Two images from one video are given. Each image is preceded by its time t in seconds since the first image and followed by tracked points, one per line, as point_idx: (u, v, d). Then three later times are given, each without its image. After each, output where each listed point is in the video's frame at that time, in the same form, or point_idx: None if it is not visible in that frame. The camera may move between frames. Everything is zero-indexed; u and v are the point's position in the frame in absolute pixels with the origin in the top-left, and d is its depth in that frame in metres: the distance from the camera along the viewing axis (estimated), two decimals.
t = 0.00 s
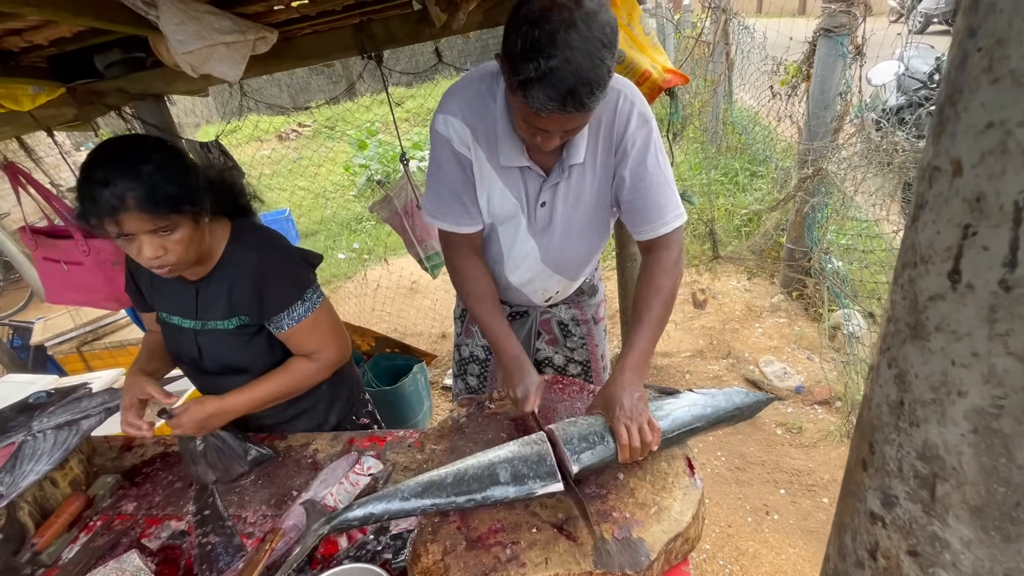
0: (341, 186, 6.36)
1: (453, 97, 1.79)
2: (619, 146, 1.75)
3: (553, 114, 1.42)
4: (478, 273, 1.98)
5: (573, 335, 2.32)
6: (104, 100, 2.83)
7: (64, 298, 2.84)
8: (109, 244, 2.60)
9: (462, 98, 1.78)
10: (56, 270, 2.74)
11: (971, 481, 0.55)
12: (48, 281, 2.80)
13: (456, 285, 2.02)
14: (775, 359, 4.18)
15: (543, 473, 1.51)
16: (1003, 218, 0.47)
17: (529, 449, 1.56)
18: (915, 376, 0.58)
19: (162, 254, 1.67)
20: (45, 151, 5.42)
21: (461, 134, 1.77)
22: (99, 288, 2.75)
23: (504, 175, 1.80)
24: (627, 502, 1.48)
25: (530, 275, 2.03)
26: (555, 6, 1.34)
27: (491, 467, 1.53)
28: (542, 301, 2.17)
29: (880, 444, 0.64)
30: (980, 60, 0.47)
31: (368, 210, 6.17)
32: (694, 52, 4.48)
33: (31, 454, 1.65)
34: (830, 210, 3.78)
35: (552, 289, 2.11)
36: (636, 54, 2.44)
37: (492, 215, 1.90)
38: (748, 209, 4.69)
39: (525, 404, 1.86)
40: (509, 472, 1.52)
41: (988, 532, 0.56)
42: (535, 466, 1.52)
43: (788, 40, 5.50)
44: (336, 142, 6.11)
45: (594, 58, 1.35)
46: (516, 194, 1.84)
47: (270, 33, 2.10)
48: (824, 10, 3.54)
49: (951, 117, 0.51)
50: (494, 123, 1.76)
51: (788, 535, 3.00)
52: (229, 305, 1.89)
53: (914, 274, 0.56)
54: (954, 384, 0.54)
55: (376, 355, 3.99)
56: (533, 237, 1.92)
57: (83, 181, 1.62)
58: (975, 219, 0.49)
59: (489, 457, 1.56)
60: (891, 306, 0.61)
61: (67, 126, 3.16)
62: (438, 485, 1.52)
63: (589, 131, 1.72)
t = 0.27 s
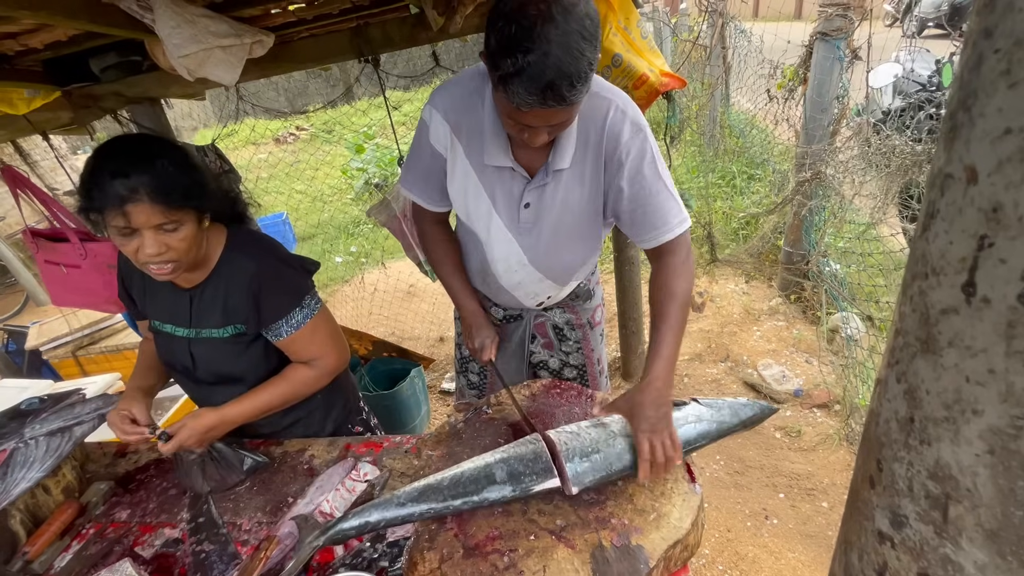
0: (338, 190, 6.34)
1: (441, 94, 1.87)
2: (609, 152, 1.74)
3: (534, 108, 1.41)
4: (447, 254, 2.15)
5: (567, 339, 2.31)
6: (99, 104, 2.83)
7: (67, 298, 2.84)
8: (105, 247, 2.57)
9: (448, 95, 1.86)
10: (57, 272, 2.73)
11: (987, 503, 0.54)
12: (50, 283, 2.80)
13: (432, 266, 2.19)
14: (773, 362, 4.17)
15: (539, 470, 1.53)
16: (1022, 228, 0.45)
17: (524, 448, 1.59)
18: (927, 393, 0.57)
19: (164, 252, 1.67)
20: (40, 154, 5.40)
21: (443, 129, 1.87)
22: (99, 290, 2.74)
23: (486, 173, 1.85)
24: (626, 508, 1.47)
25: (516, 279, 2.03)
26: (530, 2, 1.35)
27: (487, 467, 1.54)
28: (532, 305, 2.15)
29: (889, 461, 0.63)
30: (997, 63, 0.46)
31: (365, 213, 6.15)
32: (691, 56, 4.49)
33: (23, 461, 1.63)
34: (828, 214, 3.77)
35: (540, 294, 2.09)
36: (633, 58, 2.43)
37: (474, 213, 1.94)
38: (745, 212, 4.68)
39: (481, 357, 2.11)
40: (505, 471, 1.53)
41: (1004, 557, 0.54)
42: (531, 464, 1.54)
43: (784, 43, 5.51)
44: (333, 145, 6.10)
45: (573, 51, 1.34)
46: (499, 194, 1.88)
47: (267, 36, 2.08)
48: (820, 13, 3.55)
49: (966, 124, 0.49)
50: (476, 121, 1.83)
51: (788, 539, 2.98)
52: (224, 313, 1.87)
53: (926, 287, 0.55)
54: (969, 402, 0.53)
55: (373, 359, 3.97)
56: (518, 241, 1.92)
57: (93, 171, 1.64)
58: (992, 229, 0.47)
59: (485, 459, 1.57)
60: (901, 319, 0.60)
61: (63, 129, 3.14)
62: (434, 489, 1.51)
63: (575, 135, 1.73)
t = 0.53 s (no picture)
0: (337, 190, 6.34)
1: (431, 113, 1.86)
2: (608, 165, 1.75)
3: (511, 122, 1.42)
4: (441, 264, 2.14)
5: (564, 338, 2.31)
6: (96, 104, 2.85)
7: (64, 300, 2.84)
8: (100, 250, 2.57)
9: (439, 112, 1.85)
10: (53, 275, 2.74)
11: (984, 511, 0.53)
12: (47, 284, 2.80)
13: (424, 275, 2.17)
14: (772, 362, 4.17)
15: (541, 481, 1.50)
16: (1020, 233, 0.45)
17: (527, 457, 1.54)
18: (924, 399, 0.57)
19: (184, 249, 1.69)
20: (38, 155, 5.39)
21: (435, 146, 1.86)
22: (93, 293, 2.73)
23: (481, 189, 1.85)
24: (625, 510, 1.47)
25: (514, 288, 2.04)
26: (502, 16, 1.36)
27: (487, 476, 1.50)
28: (529, 308, 2.16)
29: (886, 467, 0.63)
30: (993, 66, 0.46)
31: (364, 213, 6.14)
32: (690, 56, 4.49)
33: (20, 463, 1.63)
34: (826, 214, 3.77)
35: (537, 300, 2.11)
36: (631, 58, 2.42)
37: (470, 227, 1.94)
38: (744, 212, 4.68)
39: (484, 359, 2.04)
40: (506, 482, 1.50)
41: (1002, 565, 0.54)
42: (533, 474, 1.50)
43: (783, 43, 5.51)
44: (331, 145, 6.09)
45: (544, 63, 1.33)
46: (495, 209, 1.88)
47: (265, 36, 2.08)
48: (818, 14, 3.55)
49: (963, 128, 0.49)
50: (468, 138, 1.82)
51: (787, 539, 2.98)
52: (221, 316, 1.87)
53: (922, 291, 0.55)
54: (966, 408, 0.53)
55: (372, 360, 3.97)
56: (515, 254, 1.93)
57: (104, 168, 1.63)
58: (989, 235, 0.47)
59: (484, 466, 1.54)
60: (898, 323, 0.60)
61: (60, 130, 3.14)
62: (434, 495, 1.50)
63: (572, 152, 1.73)
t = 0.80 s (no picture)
0: (334, 191, 6.31)
1: (422, 115, 1.79)
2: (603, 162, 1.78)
3: (503, 123, 1.40)
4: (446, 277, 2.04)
5: (559, 338, 2.30)
6: (91, 104, 2.79)
7: (49, 304, 2.80)
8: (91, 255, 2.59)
9: (430, 114, 1.79)
10: (39, 279, 2.70)
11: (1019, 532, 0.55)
12: (32, 288, 2.76)
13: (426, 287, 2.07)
14: (771, 363, 4.15)
15: (539, 500, 1.39)
16: None
17: (527, 472, 1.43)
18: (952, 411, 0.58)
19: (190, 247, 1.68)
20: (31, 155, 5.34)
21: (429, 151, 1.79)
22: (77, 300, 2.70)
23: (476, 191, 1.81)
24: (626, 515, 1.45)
25: (510, 288, 2.03)
26: (491, 14, 1.34)
27: (486, 490, 1.42)
28: (523, 309, 2.16)
29: (908, 482, 0.65)
30: None
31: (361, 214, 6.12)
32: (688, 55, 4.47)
33: (12, 468, 1.60)
34: (826, 214, 3.75)
35: (531, 299, 2.10)
36: (630, 58, 2.40)
37: (464, 230, 1.90)
38: (742, 213, 4.67)
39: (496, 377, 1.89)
40: (503, 498, 1.41)
41: None
42: (532, 492, 1.39)
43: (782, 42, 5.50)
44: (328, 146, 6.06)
45: (535, 62, 1.32)
46: (490, 211, 1.85)
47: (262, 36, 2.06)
48: (817, 14, 3.54)
49: (998, 119, 0.49)
50: (462, 141, 1.77)
51: (787, 541, 2.97)
52: (224, 316, 1.85)
53: (951, 297, 0.56)
54: (1002, 422, 0.54)
55: (369, 361, 3.94)
56: (511, 253, 1.92)
57: (110, 167, 1.61)
58: None
59: (484, 479, 1.46)
60: (922, 331, 0.61)
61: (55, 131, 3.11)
62: (431, 504, 1.44)
63: (567, 150, 1.74)
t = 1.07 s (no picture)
0: (333, 192, 6.31)
1: (419, 99, 1.82)
2: (599, 155, 1.80)
3: (511, 92, 1.39)
4: (414, 254, 2.06)
5: (556, 337, 2.29)
6: (88, 104, 2.78)
7: (37, 306, 2.77)
8: (82, 257, 2.58)
9: (428, 99, 1.82)
10: (28, 280, 2.68)
11: (1018, 522, 0.52)
12: (21, 289, 2.73)
13: (396, 264, 2.08)
14: (769, 363, 4.15)
15: (538, 498, 1.38)
16: None
17: (523, 470, 1.43)
18: (948, 399, 0.55)
19: (195, 237, 1.68)
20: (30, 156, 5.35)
21: (424, 133, 1.82)
22: (67, 302, 2.68)
23: (471, 177, 1.83)
24: (624, 514, 1.44)
25: (503, 282, 2.00)
26: None
27: (483, 488, 1.41)
28: (521, 308, 2.15)
29: (903, 474, 0.61)
30: None
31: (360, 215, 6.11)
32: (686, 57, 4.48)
33: (7, 469, 1.59)
34: (824, 214, 3.75)
35: (526, 295, 2.08)
36: (629, 58, 2.39)
37: (457, 217, 1.90)
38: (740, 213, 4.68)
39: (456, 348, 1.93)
40: (501, 495, 1.40)
41: None
42: (530, 490, 1.39)
43: (780, 45, 5.52)
44: (327, 146, 6.07)
45: (544, 30, 1.34)
46: (484, 198, 1.85)
47: (259, 35, 2.06)
48: (814, 14, 3.55)
49: (995, 100, 0.47)
50: (459, 125, 1.80)
51: (786, 541, 2.97)
52: (226, 308, 1.85)
53: (947, 282, 0.53)
54: (998, 409, 0.51)
55: (368, 362, 3.94)
56: (504, 244, 1.91)
57: (122, 154, 1.61)
58: None
59: (482, 477, 1.45)
60: (918, 318, 0.58)
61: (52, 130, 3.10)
62: (429, 503, 1.43)
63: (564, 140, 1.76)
